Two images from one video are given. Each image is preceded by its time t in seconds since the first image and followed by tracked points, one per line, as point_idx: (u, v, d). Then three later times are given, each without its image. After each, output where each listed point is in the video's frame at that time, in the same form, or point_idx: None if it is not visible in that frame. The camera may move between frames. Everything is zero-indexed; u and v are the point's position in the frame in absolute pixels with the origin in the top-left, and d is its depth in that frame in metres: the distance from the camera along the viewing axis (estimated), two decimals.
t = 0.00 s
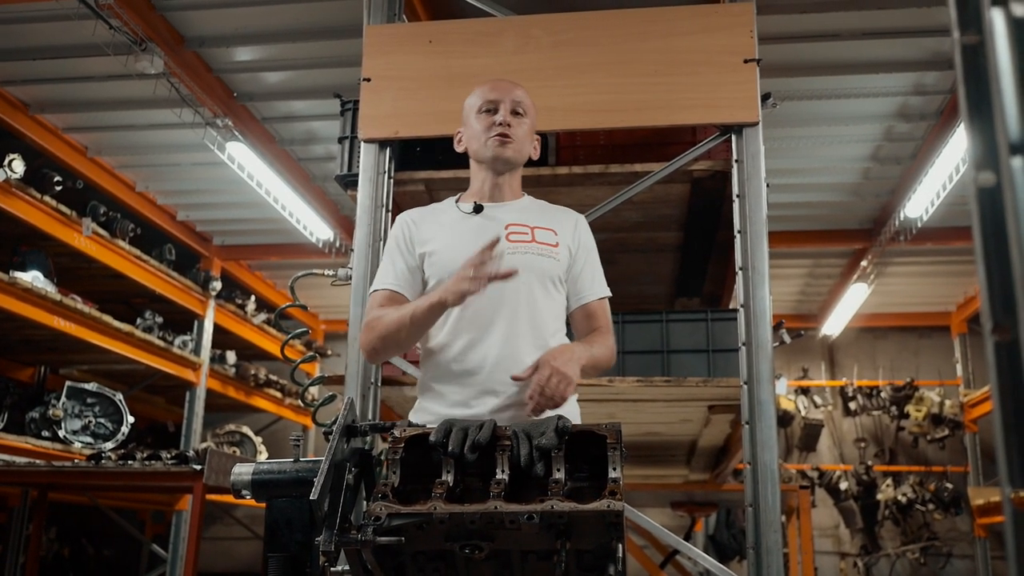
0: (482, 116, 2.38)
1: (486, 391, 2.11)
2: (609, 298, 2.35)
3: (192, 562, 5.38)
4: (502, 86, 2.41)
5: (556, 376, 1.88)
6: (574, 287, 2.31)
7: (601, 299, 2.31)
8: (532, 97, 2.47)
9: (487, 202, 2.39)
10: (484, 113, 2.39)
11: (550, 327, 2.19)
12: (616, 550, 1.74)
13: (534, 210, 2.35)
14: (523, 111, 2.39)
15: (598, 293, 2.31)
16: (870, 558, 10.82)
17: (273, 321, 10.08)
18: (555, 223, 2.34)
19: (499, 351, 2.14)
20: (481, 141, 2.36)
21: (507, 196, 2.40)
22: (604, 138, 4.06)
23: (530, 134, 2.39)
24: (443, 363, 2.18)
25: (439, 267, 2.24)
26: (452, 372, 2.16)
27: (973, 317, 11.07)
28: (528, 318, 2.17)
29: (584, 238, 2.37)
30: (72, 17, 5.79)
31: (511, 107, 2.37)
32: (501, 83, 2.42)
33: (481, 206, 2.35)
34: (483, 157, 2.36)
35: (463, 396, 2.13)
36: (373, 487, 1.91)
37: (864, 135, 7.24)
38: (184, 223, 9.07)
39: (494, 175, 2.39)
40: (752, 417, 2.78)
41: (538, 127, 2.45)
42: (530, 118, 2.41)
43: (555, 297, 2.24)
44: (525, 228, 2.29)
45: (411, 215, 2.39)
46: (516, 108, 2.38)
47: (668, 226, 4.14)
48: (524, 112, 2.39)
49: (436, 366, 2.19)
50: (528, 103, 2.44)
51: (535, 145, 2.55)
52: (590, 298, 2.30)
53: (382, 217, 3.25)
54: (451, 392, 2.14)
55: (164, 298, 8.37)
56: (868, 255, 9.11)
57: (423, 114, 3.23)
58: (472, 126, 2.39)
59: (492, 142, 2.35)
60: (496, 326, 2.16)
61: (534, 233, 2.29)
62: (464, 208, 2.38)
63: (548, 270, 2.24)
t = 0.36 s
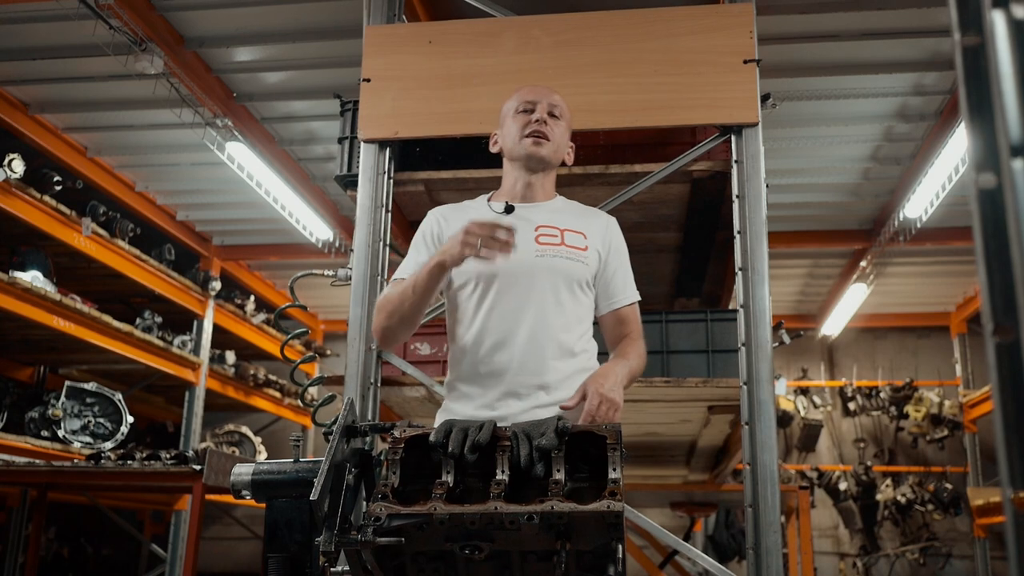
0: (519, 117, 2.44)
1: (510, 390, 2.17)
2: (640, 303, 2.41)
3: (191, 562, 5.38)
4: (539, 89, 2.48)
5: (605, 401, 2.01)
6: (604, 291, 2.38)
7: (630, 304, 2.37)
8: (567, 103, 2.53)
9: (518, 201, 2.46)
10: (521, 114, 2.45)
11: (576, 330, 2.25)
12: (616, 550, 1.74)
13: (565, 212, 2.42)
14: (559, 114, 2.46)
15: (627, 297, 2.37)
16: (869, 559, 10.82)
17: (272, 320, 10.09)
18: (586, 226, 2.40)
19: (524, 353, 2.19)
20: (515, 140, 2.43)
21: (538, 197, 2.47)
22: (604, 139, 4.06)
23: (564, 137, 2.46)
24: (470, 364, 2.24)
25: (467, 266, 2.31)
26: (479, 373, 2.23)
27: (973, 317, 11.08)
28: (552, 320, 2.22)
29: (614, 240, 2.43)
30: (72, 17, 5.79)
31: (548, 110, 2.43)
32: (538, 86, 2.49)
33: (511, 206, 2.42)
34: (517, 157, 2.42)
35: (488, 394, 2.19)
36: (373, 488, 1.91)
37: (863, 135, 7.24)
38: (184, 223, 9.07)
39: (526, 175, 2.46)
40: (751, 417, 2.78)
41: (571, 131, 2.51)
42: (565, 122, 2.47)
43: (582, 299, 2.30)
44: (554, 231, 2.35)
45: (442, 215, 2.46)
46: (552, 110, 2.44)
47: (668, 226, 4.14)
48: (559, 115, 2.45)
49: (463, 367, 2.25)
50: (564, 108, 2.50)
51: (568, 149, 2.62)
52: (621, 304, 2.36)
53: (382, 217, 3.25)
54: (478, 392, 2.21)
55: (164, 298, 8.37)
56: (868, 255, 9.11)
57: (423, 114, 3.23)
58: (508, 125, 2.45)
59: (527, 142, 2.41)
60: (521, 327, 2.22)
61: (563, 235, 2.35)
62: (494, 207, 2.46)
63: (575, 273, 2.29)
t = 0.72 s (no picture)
0: (547, 124, 2.47)
1: (524, 394, 2.23)
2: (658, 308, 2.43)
3: (190, 563, 5.38)
4: (570, 97, 2.50)
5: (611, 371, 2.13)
6: (622, 296, 2.41)
7: (649, 310, 2.39)
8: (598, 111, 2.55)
9: (540, 209, 2.51)
10: (550, 122, 2.48)
11: (590, 336, 2.30)
12: (614, 551, 1.74)
13: (585, 219, 2.46)
14: (587, 125, 2.48)
15: (645, 304, 2.38)
16: (868, 560, 10.82)
17: (272, 321, 10.09)
18: (606, 234, 2.45)
19: (538, 357, 2.26)
20: (543, 147, 2.46)
21: (560, 204, 2.52)
22: (603, 140, 4.06)
23: (591, 148, 2.48)
24: (485, 367, 2.30)
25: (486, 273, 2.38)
26: (493, 376, 2.28)
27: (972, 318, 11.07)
28: (566, 327, 2.28)
29: (634, 247, 2.47)
30: (71, 18, 5.79)
31: (577, 120, 2.46)
32: (569, 93, 2.51)
33: (533, 213, 2.46)
34: (542, 164, 2.46)
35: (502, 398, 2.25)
36: (372, 489, 1.91)
37: (862, 136, 7.24)
38: (183, 224, 9.07)
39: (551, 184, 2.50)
40: (751, 418, 2.78)
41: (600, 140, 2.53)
42: (593, 133, 2.49)
43: (599, 306, 2.35)
44: (573, 238, 2.40)
45: (466, 222, 2.52)
46: (581, 121, 2.47)
47: (667, 227, 4.14)
48: (588, 125, 2.48)
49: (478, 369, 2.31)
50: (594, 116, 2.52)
51: (594, 157, 2.64)
52: (640, 309, 2.38)
53: (381, 217, 3.25)
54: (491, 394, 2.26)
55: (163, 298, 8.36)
56: (867, 257, 9.11)
57: (422, 115, 3.23)
58: (537, 132, 2.49)
59: (553, 151, 2.45)
60: (536, 332, 2.28)
61: (582, 243, 2.40)
62: (517, 213, 2.51)
63: (592, 280, 2.35)
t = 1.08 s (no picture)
0: (544, 135, 2.46)
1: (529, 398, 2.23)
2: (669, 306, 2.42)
3: (189, 563, 5.38)
4: (567, 105, 2.47)
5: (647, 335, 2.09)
6: (631, 298, 2.40)
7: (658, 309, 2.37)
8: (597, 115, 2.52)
9: (543, 217, 2.50)
10: (547, 132, 2.46)
11: (596, 338, 2.30)
12: (613, 551, 1.74)
13: (592, 222, 2.45)
14: (585, 133, 2.46)
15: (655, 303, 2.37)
16: (866, 561, 10.83)
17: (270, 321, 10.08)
18: (611, 236, 2.43)
19: (544, 361, 2.26)
20: (541, 159, 2.45)
21: (563, 211, 2.51)
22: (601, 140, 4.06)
23: (589, 156, 2.47)
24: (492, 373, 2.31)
25: (492, 281, 2.40)
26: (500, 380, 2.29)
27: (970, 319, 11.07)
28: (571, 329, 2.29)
29: (641, 248, 2.44)
30: (69, 18, 5.79)
31: (574, 130, 2.44)
32: (565, 99, 2.48)
33: (535, 220, 2.47)
34: (541, 177, 2.46)
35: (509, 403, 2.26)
36: (370, 489, 1.90)
37: (861, 137, 7.25)
38: (181, 224, 9.06)
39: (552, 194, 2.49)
40: (749, 419, 2.78)
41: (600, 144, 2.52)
42: (592, 140, 2.48)
43: (604, 309, 2.35)
44: (576, 242, 2.40)
45: (472, 232, 2.54)
46: (578, 130, 2.45)
47: (665, 228, 4.14)
48: (586, 134, 2.46)
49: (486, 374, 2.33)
50: (593, 122, 2.50)
51: (597, 160, 2.63)
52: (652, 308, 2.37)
53: (379, 218, 3.25)
54: (498, 399, 2.26)
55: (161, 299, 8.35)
56: (866, 257, 9.11)
57: (421, 116, 3.23)
58: (535, 143, 2.48)
59: (550, 165, 2.43)
60: (539, 337, 2.29)
61: (585, 247, 2.39)
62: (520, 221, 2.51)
63: (595, 283, 2.34)
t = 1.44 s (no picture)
0: (542, 139, 2.45)
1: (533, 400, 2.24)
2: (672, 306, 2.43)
3: (189, 563, 5.37)
4: (565, 106, 2.45)
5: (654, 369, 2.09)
6: (634, 299, 2.41)
7: (662, 310, 2.39)
8: (595, 115, 2.51)
9: (545, 219, 2.50)
10: (544, 136, 2.45)
11: (599, 338, 2.29)
12: (613, 551, 1.74)
13: (593, 223, 2.45)
14: (584, 135, 2.45)
15: (660, 303, 2.39)
16: (867, 560, 10.82)
17: (270, 322, 10.08)
18: (612, 237, 2.42)
19: (548, 362, 2.26)
20: (540, 163, 2.45)
21: (564, 212, 2.51)
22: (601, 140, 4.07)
23: (588, 158, 2.46)
24: (498, 376, 2.32)
25: (494, 284, 2.40)
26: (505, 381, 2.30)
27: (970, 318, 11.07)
28: (574, 330, 2.28)
29: (643, 249, 2.43)
30: (69, 19, 5.79)
31: (572, 133, 2.42)
32: (563, 102, 2.46)
33: (536, 222, 2.47)
34: (540, 181, 2.45)
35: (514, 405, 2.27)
36: (370, 489, 1.90)
37: (861, 137, 7.25)
38: (181, 225, 9.06)
39: (553, 195, 2.49)
40: (749, 418, 2.78)
41: (599, 143, 2.51)
42: (591, 141, 2.47)
43: (607, 309, 2.34)
44: (577, 243, 2.39)
45: (476, 236, 2.55)
46: (576, 132, 2.43)
47: (665, 227, 4.14)
48: (584, 135, 2.45)
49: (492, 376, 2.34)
50: (590, 122, 2.48)
51: (597, 156, 2.62)
52: (656, 309, 2.39)
53: (379, 218, 3.25)
54: (503, 400, 2.27)
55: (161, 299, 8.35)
56: (866, 257, 9.10)
57: (421, 116, 3.23)
58: (533, 147, 2.47)
59: (549, 170, 2.43)
60: (542, 338, 2.29)
61: (586, 247, 2.39)
62: (522, 223, 2.51)
63: (597, 284, 2.33)
